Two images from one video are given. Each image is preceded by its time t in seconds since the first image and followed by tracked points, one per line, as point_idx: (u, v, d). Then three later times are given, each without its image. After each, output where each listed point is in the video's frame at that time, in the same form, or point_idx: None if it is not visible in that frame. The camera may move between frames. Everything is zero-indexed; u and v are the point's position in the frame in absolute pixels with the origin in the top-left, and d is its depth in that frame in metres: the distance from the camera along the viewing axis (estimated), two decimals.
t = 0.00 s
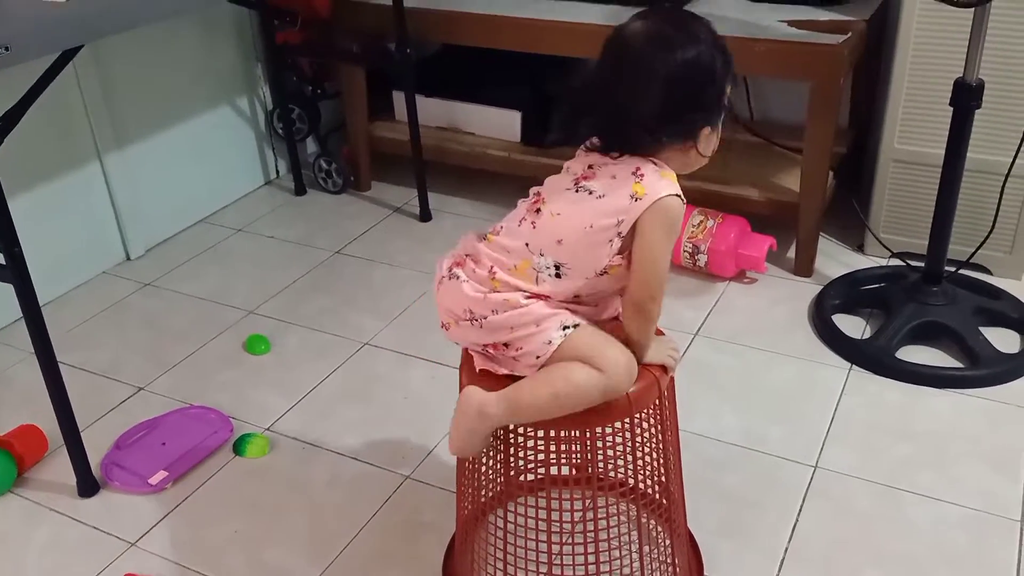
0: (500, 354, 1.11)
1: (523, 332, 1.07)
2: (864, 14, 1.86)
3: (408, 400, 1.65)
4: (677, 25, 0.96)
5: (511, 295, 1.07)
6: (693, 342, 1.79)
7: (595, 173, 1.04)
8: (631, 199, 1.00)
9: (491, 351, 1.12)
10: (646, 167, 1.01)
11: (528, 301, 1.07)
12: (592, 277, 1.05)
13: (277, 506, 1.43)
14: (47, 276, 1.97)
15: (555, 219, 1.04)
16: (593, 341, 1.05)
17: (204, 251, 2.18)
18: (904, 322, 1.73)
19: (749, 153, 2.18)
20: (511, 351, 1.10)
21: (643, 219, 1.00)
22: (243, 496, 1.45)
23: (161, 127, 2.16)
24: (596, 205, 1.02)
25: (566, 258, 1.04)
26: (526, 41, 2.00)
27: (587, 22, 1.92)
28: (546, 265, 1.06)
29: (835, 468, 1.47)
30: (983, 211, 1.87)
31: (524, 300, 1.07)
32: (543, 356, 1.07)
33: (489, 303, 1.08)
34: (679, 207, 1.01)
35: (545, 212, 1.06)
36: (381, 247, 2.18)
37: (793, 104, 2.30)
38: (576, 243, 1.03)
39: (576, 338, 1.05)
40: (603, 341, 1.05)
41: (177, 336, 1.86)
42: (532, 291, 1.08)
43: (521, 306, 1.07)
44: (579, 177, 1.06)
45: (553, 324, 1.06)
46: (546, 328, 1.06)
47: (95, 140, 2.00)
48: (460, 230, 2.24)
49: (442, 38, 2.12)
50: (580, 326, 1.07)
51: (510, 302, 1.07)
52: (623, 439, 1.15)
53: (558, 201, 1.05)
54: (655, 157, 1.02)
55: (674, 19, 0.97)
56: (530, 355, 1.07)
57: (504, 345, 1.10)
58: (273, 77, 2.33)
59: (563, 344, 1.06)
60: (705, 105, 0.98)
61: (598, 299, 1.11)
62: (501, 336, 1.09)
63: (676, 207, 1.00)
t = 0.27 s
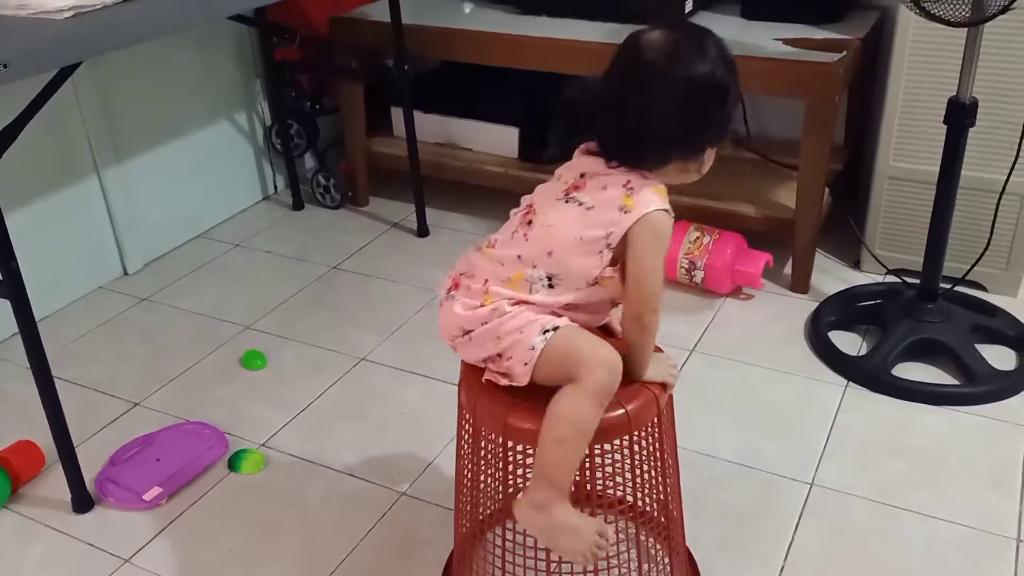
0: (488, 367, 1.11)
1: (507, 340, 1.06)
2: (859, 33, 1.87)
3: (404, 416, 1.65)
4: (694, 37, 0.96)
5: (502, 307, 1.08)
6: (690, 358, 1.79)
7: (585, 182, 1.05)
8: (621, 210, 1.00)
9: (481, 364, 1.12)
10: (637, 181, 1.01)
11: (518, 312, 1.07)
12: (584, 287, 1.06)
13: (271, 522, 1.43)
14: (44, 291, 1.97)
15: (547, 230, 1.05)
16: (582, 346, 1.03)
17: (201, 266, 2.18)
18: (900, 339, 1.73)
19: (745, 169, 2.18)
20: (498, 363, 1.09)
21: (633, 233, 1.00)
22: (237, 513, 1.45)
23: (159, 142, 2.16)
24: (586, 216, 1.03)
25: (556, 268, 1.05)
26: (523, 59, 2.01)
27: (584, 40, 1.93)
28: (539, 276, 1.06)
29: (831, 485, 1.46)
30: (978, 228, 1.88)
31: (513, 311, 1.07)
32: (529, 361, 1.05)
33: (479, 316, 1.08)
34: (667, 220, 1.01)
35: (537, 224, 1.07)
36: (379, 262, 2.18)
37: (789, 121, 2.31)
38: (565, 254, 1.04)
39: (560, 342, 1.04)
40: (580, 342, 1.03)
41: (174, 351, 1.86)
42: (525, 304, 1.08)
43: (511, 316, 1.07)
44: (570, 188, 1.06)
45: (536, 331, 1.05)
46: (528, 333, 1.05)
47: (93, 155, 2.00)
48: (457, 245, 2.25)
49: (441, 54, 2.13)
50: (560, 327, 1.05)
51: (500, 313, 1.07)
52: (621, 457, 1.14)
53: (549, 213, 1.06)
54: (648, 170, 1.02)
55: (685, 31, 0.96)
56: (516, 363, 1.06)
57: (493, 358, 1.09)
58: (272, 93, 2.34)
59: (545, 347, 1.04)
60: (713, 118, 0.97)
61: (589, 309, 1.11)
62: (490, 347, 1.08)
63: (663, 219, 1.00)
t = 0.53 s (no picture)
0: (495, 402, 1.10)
1: (519, 382, 1.07)
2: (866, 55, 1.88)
3: (405, 429, 1.65)
4: (670, 58, 0.97)
5: (507, 346, 1.07)
6: (692, 376, 1.79)
7: (582, 210, 1.04)
8: (622, 239, 1.00)
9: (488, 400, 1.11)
10: (636, 206, 1.01)
11: (524, 349, 1.07)
12: (587, 315, 1.06)
13: (270, 532, 1.43)
14: (52, 297, 1.99)
15: (549, 261, 1.04)
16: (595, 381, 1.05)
17: (208, 275, 2.20)
18: (903, 361, 1.73)
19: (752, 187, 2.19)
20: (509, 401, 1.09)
21: (635, 259, 1.00)
22: (236, 521, 1.45)
23: (169, 152, 2.18)
24: (587, 248, 1.02)
25: (560, 300, 1.05)
26: (531, 76, 2.03)
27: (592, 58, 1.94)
28: (541, 308, 1.06)
29: (831, 506, 1.46)
30: (984, 252, 1.88)
31: (520, 349, 1.07)
32: (538, 405, 1.06)
33: (485, 356, 1.08)
34: (668, 244, 1.02)
35: (536, 255, 1.06)
36: (384, 274, 2.19)
37: (796, 142, 2.32)
38: (568, 285, 1.04)
39: (571, 387, 1.04)
40: (595, 385, 1.04)
41: (178, 359, 1.87)
42: (529, 337, 1.07)
43: (518, 354, 1.07)
44: (567, 217, 1.05)
45: (544, 375, 1.05)
46: (538, 377, 1.05)
47: (103, 164, 2.02)
48: (463, 259, 2.26)
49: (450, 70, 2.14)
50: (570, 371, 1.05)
51: (506, 351, 1.07)
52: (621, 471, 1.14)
53: (548, 245, 1.05)
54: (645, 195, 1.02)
55: (661, 53, 0.97)
56: (526, 405, 1.07)
57: (502, 396, 1.09)
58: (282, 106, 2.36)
59: (555, 392, 1.05)
60: (700, 137, 0.98)
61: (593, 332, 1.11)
62: (499, 386, 1.08)
63: (664, 244, 1.01)
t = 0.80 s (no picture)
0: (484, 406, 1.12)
1: (505, 386, 1.08)
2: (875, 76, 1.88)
3: (402, 431, 1.67)
4: (643, 65, 0.98)
5: (494, 351, 1.09)
6: (691, 390, 1.79)
7: (564, 216, 1.06)
8: (602, 243, 1.02)
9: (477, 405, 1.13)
10: (616, 211, 1.03)
11: (511, 354, 1.08)
12: (571, 317, 1.07)
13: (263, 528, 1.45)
14: (63, 290, 2.02)
15: (532, 266, 1.06)
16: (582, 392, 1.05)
17: (217, 274, 2.22)
18: (902, 382, 1.72)
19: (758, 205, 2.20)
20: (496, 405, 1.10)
21: (617, 264, 1.02)
22: (231, 517, 1.47)
23: (183, 152, 2.22)
24: (568, 253, 1.04)
25: (543, 305, 1.06)
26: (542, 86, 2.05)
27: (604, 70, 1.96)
28: (526, 313, 1.07)
29: (824, 524, 1.46)
30: (988, 275, 1.87)
31: (506, 354, 1.08)
32: (524, 410, 1.06)
33: (473, 361, 1.09)
34: (650, 248, 1.03)
35: (520, 260, 1.08)
36: (391, 279, 2.21)
37: (805, 160, 2.32)
38: (551, 290, 1.05)
39: (557, 395, 1.05)
40: (581, 394, 1.05)
41: (183, 356, 1.89)
42: (516, 343, 1.09)
43: (504, 359, 1.08)
44: (549, 223, 1.07)
45: (531, 380, 1.06)
46: (525, 382, 1.06)
47: (117, 162, 2.06)
48: (470, 266, 2.28)
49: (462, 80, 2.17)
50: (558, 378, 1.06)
51: (492, 357, 1.08)
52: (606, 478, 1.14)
53: (530, 251, 1.07)
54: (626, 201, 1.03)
55: (636, 61, 0.98)
56: (511, 409, 1.08)
57: (490, 400, 1.10)
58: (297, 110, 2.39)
59: (543, 399, 1.05)
60: (677, 141, 1.00)
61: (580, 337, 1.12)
62: (486, 390, 1.10)
63: (646, 248, 1.02)
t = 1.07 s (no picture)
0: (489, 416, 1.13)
1: (510, 397, 1.08)
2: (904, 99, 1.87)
3: (411, 434, 1.68)
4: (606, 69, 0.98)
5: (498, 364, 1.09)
6: (703, 406, 1.79)
7: (558, 230, 1.06)
8: (599, 257, 1.02)
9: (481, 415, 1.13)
10: (611, 223, 1.03)
11: (515, 366, 1.09)
12: (574, 331, 1.07)
13: (267, 522, 1.46)
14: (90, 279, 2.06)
15: (529, 282, 1.06)
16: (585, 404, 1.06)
17: (241, 270, 2.26)
18: (919, 410, 1.70)
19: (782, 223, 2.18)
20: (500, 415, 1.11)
21: (615, 274, 1.02)
22: (237, 509, 1.49)
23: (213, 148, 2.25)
24: (565, 267, 1.04)
25: (545, 319, 1.06)
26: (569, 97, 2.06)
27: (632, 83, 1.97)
28: (527, 328, 1.08)
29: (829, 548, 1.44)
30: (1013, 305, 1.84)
31: (510, 367, 1.08)
32: (528, 417, 1.07)
33: (477, 374, 1.10)
34: (646, 258, 1.03)
35: (518, 276, 1.08)
36: (411, 282, 2.22)
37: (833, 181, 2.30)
38: (551, 305, 1.06)
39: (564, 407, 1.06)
40: (585, 406, 1.05)
41: (203, 348, 1.92)
42: (519, 356, 1.09)
43: (508, 373, 1.08)
44: (544, 236, 1.07)
45: (538, 390, 1.07)
46: (531, 393, 1.07)
47: (148, 155, 2.10)
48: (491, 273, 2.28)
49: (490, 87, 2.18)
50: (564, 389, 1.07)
51: (496, 370, 1.08)
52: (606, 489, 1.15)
53: (527, 264, 1.07)
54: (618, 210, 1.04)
55: (591, 68, 0.97)
56: (515, 418, 1.08)
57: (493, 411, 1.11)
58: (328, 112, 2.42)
59: (549, 406, 1.06)
60: (652, 139, 1.00)
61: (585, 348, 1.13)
62: (490, 401, 1.10)
63: (643, 259, 1.03)
